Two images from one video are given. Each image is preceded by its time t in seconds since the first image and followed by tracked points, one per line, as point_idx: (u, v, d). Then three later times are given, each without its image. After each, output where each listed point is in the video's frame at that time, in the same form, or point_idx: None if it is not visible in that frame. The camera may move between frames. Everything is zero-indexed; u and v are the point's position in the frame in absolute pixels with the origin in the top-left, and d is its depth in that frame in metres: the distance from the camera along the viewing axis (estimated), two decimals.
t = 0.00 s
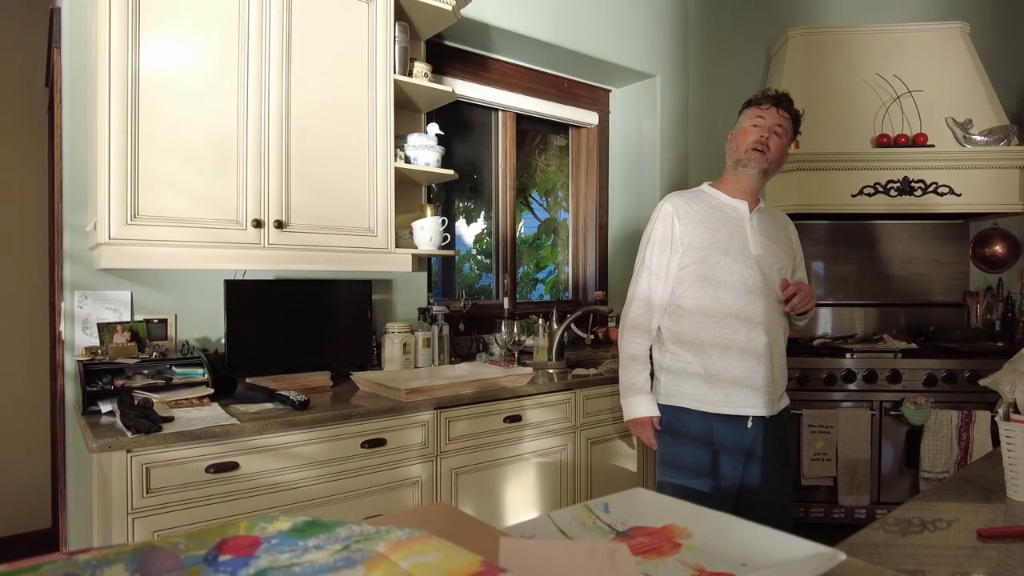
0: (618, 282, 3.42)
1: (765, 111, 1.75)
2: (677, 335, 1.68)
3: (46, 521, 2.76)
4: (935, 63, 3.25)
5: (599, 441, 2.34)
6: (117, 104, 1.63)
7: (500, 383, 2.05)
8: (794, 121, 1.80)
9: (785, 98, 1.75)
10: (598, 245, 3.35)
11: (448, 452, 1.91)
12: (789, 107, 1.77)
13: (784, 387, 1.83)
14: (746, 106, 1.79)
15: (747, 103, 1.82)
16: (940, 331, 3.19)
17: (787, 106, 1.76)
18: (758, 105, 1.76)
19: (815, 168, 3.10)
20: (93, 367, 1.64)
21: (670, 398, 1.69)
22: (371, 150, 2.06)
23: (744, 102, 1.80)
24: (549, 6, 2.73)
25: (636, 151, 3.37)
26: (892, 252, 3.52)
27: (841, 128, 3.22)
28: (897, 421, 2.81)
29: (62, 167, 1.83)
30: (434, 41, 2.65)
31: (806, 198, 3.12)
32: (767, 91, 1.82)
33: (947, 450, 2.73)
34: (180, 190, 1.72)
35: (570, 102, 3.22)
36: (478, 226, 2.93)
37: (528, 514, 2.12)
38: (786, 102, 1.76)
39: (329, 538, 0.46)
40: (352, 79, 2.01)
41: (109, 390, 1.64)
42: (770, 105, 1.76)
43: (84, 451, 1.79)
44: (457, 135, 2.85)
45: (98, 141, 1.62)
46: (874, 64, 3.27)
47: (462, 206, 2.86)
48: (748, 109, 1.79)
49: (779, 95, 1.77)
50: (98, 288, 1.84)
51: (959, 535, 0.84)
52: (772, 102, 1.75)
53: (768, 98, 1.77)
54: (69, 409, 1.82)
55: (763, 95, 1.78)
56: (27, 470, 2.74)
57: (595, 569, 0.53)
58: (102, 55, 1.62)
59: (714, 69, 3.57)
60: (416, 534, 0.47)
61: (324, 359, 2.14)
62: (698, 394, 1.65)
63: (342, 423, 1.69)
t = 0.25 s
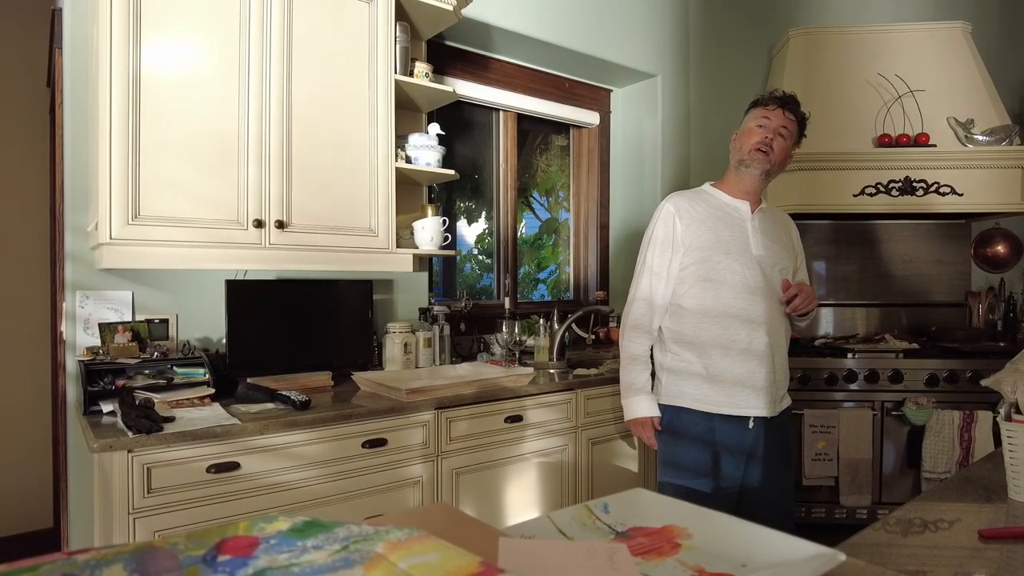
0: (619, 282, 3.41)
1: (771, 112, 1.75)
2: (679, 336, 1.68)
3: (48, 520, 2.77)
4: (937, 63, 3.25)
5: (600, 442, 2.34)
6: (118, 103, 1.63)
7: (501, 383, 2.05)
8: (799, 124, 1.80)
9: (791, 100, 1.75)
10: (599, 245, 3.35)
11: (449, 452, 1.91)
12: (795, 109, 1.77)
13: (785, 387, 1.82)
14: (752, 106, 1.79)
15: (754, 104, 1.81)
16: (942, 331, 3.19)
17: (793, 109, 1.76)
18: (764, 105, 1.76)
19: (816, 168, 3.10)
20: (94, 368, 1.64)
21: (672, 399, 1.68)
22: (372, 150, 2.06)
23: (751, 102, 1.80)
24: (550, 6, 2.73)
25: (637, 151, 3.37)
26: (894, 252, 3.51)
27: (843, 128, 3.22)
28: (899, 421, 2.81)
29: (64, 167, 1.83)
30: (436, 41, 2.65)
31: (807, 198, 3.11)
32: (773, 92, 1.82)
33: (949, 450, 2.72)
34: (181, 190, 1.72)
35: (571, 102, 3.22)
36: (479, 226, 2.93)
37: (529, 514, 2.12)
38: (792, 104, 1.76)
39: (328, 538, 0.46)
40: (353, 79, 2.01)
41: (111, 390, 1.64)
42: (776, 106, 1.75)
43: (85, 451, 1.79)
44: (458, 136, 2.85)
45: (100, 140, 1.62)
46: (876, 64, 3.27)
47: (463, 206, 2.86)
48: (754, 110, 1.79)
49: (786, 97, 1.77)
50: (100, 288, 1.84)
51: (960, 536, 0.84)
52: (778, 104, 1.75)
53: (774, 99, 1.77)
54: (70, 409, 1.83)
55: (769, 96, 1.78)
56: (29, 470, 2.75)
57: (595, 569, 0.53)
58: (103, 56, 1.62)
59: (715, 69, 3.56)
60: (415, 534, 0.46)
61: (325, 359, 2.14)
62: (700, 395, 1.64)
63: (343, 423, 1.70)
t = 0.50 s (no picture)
0: (620, 282, 3.41)
1: (776, 111, 1.76)
2: (680, 336, 1.68)
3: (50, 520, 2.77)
4: (938, 63, 3.24)
5: (601, 441, 2.34)
6: (119, 104, 1.63)
7: (502, 383, 2.05)
8: (802, 126, 1.82)
9: (796, 101, 1.77)
10: (600, 245, 3.34)
11: (450, 452, 1.91)
12: (799, 109, 1.78)
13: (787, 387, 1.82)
14: (757, 106, 1.80)
15: (758, 104, 1.82)
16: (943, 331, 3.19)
17: (797, 110, 1.78)
18: (769, 105, 1.77)
19: (818, 167, 3.09)
20: (96, 367, 1.64)
21: (673, 399, 1.68)
22: (373, 149, 2.06)
23: (755, 102, 1.81)
24: (551, 6, 2.73)
25: (638, 151, 3.37)
26: (895, 251, 3.51)
27: (845, 128, 3.21)
28: (901, 421, 2.81)
29: (66, 168, 1.83)
30: (437, 41, 2.65)
31: (809, 198, 3.10)
32: (777, 94, 1.84)
33: (950, 450, 2.72)
34: (182, 190, 1.72)
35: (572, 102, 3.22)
36: (480, 226, 2.93)
37: (530, 514, 2.12)
38: (797, 104, 1.78)
39: (329, 538, 0.46)
40: (354, 79, 2.01)
41: (112, 390, 1.64)
42: (781, 106, 1.77)
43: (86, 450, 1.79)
44: (459, 135, 2.85)
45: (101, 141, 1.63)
46: (877, 63, 3.27)
47: (464, 206, 2.86)
48: (759, 110, 1.80)
49: (790, 98, 1.79)
50: (101, 288, 1.84)
51: (962, 536, 0.84)
52: (783, 104, 1.76)
53: (779, 100, 1.78)
54: (72, 409, 1.83)
55: (774, 97, 1.79)
56: (30, 470, 2.75)
57: (596, 569, 0.53)
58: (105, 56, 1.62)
59: (716, 68, 3.56)
60: (416, 534, 0.46)
61: (327, 359, 2.14)
62: (701, 395, 1.64)
63: (344, 422, 1.70)
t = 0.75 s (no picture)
0: (621, 282, 3.41)
1: (780, 112, 1.76)
2: (682, 336, 1.68)
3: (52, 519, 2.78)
4: (940, 63, 3.24)
5: (602, 441, 2.34)
6: (121, 104, 1.63)
7: (503, 383, 2.05)
8: (806, 128, 1.82)
9: (802, 102, 1.77)
10: (601, 245, 3.34)
11: (451, 452, 1.91)
12: (804, 111, 1.79)
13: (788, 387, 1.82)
14: (761, 106, 1.80)
15: (762, 104, 1.82)
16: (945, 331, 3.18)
17: (802, 112, 1.78)
18: (774, 105, 1.77)
19: (819, 167, 3.09)
20: (97, 367, 1.65)
21: (674, 399, 1.68)
22: (374, 149, 2.06)
23: (760, 101, 1.81)
24: (552, 5, 2.73)
25: (640, 151, 3.37)
26: (897, 251, 3.50)
27: (846, 127, 3.21)
28: (902, 421, 2.80)
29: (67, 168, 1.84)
30: (438, 41, 2.65)
31: (810, 198, 3.10)
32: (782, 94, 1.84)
33: (952, 450, 2.71)
34: (183, 190, 1.72)
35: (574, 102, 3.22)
36: (481, 226, 2.93)
37: (531, 514, 2.12)
38: (801, 106, 1.78)
39: (331, 537, 0.46)
40: (356, 79, 2.01)
41: (113, 389, 1.64)
42: (786, 106, 1.77)
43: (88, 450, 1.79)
44: (460, 135, 2.85)
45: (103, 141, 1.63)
46: (879, 63, 3.26)
47: (465, 206, 2.86)
48: (763, 110, 1.80)
49: (796, 99, 1.79)
50: (103, 288, 1.84)
51: (964, 536, 0.84)
52: (788, 104, 1.77)
53: (784, 100, 1.78)
54: (73, 408, 1.83)
55: (779, 97, 1.79)
56: (32, 470, 2.76)
57: (596, 569, 0.53)
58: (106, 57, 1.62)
59: (718, 68, 3.56)
60: (417, 534, 0.46)
61: (328, 359, 2.14)
62: (703, 395, 1.64)
63: (345, 422, 1.70)
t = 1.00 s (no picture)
0: (622, 282, 3.41)
1: (783, 112, 1.75)
2: (684, 336, 1.68)
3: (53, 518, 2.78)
4: (942, 62, 3.24)
5: (603, 441, 2.33)
6: (122, 103, 1.63)
7: (504, 383, 2.05)
8: (809, 129, 1.81)
9: (804, 102, 1.76)
10: (602, 245, 3.34)
11: (452, 452, 1.91)
12: (807, 111, 1.78)
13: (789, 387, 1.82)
14: (765, 105, 1.79)
15: (765, 104, 1.82)
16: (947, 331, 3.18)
17: (805, 112, 1.77)
18: (776, 105, 1.76)
19: (820, 167, 3.09)
20: (98, 367, 1.65)
21: (676, 399, 1.68)
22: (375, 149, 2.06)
23: (764, 101, 1.80)
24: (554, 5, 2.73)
25: (641, 151, 3.37)
26: (898, 251, 3.50)
27: (847, 127, 3.21)
28: (903, 421, 2.80)
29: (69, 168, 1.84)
30: (439, 41, 2.65)
31: (810, 198, 3.10)
32: (787, 93, 1.83)
33: (953, 450, 2.71)
34: (185, 190, 1.72)
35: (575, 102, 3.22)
36: (482, 226, 2.93)
37: (532, 514, 2.12)
38: (805, 106, 1.77)
39: (331, 537, 0.46)
40: (357, 79, 2.02)
41: (115, 389, 1.64)
42: (789, 106, 1.76)
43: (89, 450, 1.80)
44: (461, 135, 2.85)
45: (104, 140, 1.63)
46: (881, 63, 3.26)
47: (466, 206, 2.86)
48: (766, 109, 1.79)
49: (799, 99, 1.78)
50: (104, 288, 1.85)
51: (965, 536, 0.84)
52: (791, 104, 1.76)
53: (787, 100, 1.78)
54: (74, 408, 1.83)
55: (782, 97, 1.79)
56: (33, 471, 2.76)
57: (597, 569, 0.53)
58: (108, 56, 1.63)
59: (719, 68, 3.56)
60: (417, 534, 0.46)
61: (329, 359, 2.14)
62: (704, 395, 1.64)
63: (346, 422, 1.70)
